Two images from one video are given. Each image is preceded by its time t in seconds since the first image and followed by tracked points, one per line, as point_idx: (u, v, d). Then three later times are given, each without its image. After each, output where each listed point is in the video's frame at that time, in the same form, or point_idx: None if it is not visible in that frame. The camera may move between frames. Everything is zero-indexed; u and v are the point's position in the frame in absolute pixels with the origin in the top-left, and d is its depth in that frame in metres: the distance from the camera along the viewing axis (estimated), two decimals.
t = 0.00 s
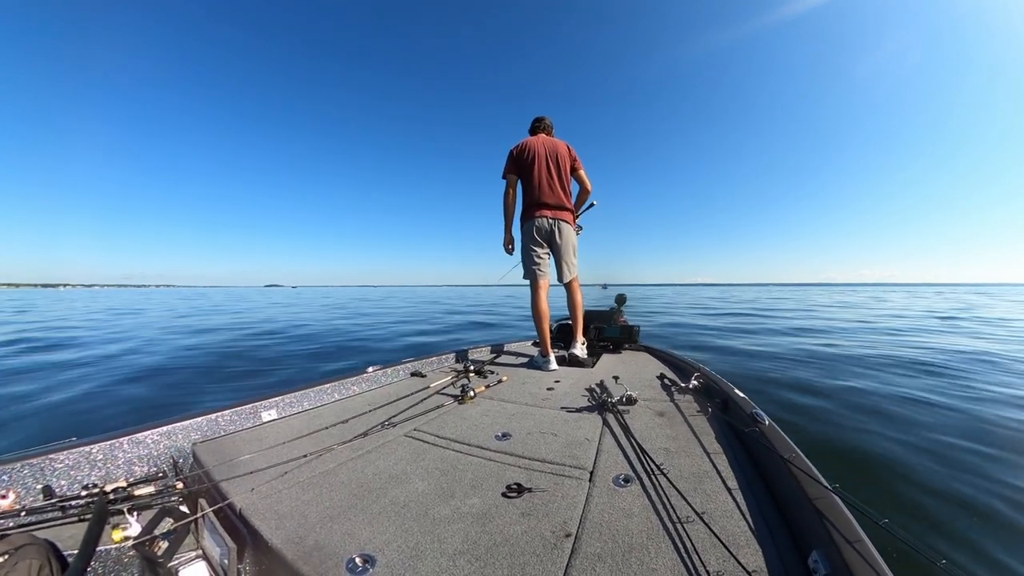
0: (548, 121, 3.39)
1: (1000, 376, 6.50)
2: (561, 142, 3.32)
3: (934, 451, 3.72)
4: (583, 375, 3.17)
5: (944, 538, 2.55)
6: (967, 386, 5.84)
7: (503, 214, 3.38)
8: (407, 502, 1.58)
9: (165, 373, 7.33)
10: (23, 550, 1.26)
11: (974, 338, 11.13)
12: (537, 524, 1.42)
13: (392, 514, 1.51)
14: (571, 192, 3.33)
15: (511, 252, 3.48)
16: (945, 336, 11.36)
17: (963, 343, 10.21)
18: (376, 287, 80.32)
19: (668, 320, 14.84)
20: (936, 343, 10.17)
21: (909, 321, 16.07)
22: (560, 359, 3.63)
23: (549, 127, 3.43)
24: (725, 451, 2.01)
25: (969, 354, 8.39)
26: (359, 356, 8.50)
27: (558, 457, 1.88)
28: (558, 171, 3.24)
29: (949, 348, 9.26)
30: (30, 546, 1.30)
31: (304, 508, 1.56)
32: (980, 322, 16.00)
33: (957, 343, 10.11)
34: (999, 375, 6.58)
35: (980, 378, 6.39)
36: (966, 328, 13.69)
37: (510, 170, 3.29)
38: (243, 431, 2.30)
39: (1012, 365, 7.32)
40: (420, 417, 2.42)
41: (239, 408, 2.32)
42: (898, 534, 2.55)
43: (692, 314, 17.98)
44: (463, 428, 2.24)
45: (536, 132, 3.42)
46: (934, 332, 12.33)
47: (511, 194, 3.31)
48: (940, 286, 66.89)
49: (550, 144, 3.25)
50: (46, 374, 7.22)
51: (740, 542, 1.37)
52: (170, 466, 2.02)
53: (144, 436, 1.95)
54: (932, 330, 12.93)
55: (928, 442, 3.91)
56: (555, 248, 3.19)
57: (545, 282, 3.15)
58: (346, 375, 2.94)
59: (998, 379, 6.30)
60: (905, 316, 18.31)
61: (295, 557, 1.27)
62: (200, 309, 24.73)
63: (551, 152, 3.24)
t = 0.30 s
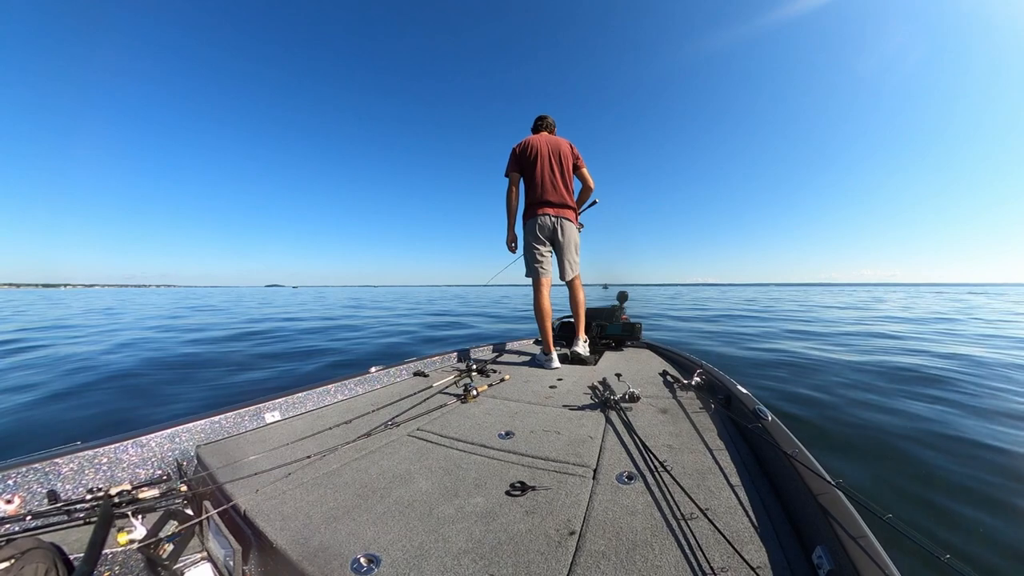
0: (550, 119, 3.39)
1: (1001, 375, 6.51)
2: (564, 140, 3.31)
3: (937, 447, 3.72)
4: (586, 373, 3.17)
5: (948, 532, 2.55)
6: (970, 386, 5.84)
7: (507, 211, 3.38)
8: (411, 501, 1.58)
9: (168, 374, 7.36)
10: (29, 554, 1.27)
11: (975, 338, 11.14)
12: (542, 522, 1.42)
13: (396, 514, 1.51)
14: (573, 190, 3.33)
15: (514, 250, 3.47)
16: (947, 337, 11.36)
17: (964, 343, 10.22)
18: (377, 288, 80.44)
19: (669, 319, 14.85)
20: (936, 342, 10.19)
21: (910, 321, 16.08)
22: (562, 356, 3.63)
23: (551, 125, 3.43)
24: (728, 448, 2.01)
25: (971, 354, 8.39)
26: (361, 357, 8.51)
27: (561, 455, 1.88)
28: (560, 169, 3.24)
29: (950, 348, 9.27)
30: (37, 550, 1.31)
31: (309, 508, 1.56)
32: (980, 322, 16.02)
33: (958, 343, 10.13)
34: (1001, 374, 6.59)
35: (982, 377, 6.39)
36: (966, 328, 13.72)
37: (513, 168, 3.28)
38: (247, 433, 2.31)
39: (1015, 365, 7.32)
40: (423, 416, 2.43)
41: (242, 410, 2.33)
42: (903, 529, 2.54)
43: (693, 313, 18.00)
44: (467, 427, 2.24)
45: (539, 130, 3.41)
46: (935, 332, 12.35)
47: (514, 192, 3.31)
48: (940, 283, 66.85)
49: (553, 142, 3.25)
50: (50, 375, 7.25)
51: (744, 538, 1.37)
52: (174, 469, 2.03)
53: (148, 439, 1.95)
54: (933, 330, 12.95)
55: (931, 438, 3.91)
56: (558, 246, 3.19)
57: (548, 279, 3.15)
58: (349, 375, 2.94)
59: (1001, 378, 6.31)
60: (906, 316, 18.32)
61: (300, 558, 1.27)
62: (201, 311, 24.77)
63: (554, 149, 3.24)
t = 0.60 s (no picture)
0: (551, 119, 3.38)
1: (1002, 375, 6.52)
2: (565, 140, 3.31)
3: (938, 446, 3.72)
4: (587, 373, 3.17)
5: (949, 532, 2.55)
6: (970, 385, 5.84)
7: (508, 212, 3.38)
8: (413, 501, 1.58)
9: (169, 374, 7.38)
10: (31, 554, 1.27)
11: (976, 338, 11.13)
12: (543, 522, 1.42)
13: (397, 513, 1.51)
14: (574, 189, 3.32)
15: (515, 249, 3.47)
16: (949, 337, 11.35)
17: (964, 343, 10.24)
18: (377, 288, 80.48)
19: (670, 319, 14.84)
20: (935, 342, 10.22)
21: (911, 321, 16.05)
22: (563, 356, 3.63)
23: (552, 125, 3.43)
24: (730, 447, 2.01)
25: (973, 354, 8.38)
26: (362, 356, 8.51)
27: (563, 455, 1.88)
28: (561, 169, 3.24)
29: (950, 348, 9.28)
30: (39, 550, 1.31)
31: (311, 508, 1.56)
32: (980, 322, 16.04)
33: (957, 343, 10.14)
34: (1001, 374, 6.59)
35: (983, 377, 6.39)
36: (966, 328, 13.73)
37: (514, 168, 3.28)
38: (248, 433, 2.31)
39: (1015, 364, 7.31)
40: (425, 416, 2.43)
41: (244, 409, 2.33)
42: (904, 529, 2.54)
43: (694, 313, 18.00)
44: (468, 427, 2.24)
45: (539, 130, 3.41)
46: (934, 332, 12.36)
47: (515, 192, 3.31)
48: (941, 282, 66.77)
49: (554, 142, 3.25)
50: (51, 375, 7.27)
51: (745, 538, 1.37)
52: (176, 470, 2.03)
53: (150, 439, 1.96)
54: (933, 330, 12.96)
55: (932, 437, 3.91)
56: (559, 246, 3.19)
57: (549, 279, 3.15)
58: (351, 375, 2.94)
59: (1001, 378, 6.31)
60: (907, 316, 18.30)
61: (301, 558, 1.28)
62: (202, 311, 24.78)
63: (555, 149, 3.24)
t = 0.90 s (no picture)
0: (552, 120, 3.38)
1: (1001, 377, 6.53)
2: (566, 141, 3.31)
3: (938, 448, 3.72)
4: (587, 375, 3.17)
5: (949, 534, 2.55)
6: (971, 387, 5.83)
7: (508, 213, 3.38)
8: (413, 502, 1.58)
9: (168, 373, 7.38)
10: (31, 551, 1.27)
11: (976, 339, 11.13)
12: (543, 524, 1.42)
13: (397, 514, 1.51)
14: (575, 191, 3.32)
15: (516, 251, 3.47)
16: (949, 337, 11.35)
17: (962, 343, 10.28)
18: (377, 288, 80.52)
19: (670, 320, 14.84)
20: (936, 343, 10.22)
21: (911, 322, 16.05)
22: (564, 358, 3.62)
23: (552, 126, 3.43)
24: (731, 450, 2.00)
25: (973, 355, 8.37)
26: (362, 357, 8.52)
27: (563, 457, 1.88)
28: (562, 170, 3.24)
29: (949, 348, 9.30)
30: (39, 547, 1.31)
31: (310, 508, 1.56)
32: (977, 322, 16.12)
33: (955, 343, 10.18)
34: (1000, 375, 6.61)
35: (982, 378, 6.41)
36: (964, 328, 13.78)
37: (514, 169, 3.28)
38: (248, 432, 2.31)
39: (1016, 366, 7.31)
40: (425, 417, 2.42)
41: (245, 409, 2.33)
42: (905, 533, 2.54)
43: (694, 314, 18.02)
44: (468, 428, 2.24)
45: (540, 132, 3.41)
46: (933, 333, 12.41)
47: (515, 194, 3.31)
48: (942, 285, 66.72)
49: (555, 143, 3.25)
50: (52, 373, 7.29)
51: (746, 541, 1.36)
52: (176, 468, 2.03)
53: (150, 438, 1.96)
54: (931, 330, 13.01)
55: (932, 439, 3.92)
56: (560, 248, 3.18)
57: (549, 281, 3.15)
58: (351, 376, 2.94)
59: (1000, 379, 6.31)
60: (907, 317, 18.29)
61: (300, 558, 1.27)
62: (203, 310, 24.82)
63: (556, 151, 3.23)
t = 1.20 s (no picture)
0: (553, 121, 3.38)
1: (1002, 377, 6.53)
2: (567, 143, 3.31)
3: (940, 449, 3.72)
4: (588, 377, 3.17)
5: (951, 538, 2.55)
6: (972, 388, 5.82)
7: (509, 215, 3.38)
8: (413, 503, 1.57)
9: (169, 372, 7.38)
10: (30, 549, 1.27)
11: (976, 339, 11.13)
12: (543, 526, 1.41)
13: (397, 515, 1.51)
14: (576, 193, 3.32)
15: (517, 253, 3.47)
16: (948, 337, 11.35)
17: (961, 343, 10.29)
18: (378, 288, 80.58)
19: (671, 321, 14.83)
20: (936, 343, 10.21)
21: (912, 321, 16.03)
22: (565, 360, 3.62)
23: (553, 127, 3.43)
24: (732, 453, 2.00)
25: (973, 355, 8.36)
26: (363, 357, 8.52)
27: (564, 460, 1.88)
28: (563, 172, 3.23)
29: (949, 348, 9.31)
30: (39, 545, 1.31)
31: (310, 509, 1.56)
32: (977, 322, 16.16)
33: (955, 343, 10.18)
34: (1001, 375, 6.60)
35: (983, 379, 6.40)
36: (965, 328, 13.79)
37: (515, 171, 3.28)
38: (249, 433, 2.31)
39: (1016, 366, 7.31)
40: (426, 419, 2.42)
41: (245, 410, 2.33)
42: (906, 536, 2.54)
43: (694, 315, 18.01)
44: (469, 430, 2.24)
45: (541, 133, 3.41)
46: (933, 332, 12.42)
47: (516, 196, 3.30)
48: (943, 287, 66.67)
49: (556, 145, 3.25)
50: (52, 373, 7.27)
51: (746, 545, 1.36)
52: (177, 468, 2.03)
53: (151, 437, 1.96)
54: (931, 330, 13.01)
55: (933, 439, 3.91)
56: (560, 250, 3.18)
57: (550, 284, 3.14)
58: (352, 377, 2.94)
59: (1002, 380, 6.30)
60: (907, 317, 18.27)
61: (300, 559, 1.27)
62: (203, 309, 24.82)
63: (557, 153, 3.23)
